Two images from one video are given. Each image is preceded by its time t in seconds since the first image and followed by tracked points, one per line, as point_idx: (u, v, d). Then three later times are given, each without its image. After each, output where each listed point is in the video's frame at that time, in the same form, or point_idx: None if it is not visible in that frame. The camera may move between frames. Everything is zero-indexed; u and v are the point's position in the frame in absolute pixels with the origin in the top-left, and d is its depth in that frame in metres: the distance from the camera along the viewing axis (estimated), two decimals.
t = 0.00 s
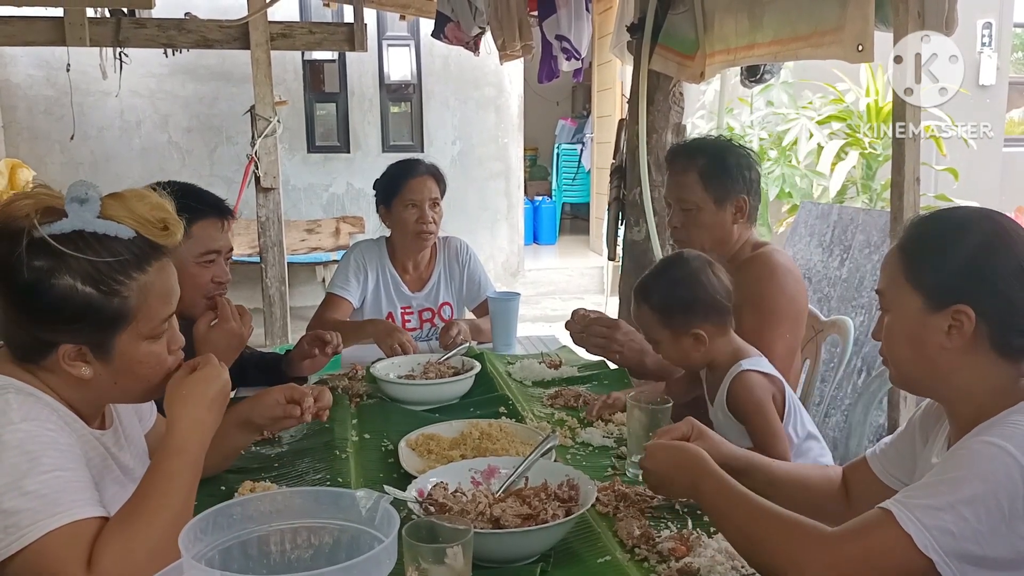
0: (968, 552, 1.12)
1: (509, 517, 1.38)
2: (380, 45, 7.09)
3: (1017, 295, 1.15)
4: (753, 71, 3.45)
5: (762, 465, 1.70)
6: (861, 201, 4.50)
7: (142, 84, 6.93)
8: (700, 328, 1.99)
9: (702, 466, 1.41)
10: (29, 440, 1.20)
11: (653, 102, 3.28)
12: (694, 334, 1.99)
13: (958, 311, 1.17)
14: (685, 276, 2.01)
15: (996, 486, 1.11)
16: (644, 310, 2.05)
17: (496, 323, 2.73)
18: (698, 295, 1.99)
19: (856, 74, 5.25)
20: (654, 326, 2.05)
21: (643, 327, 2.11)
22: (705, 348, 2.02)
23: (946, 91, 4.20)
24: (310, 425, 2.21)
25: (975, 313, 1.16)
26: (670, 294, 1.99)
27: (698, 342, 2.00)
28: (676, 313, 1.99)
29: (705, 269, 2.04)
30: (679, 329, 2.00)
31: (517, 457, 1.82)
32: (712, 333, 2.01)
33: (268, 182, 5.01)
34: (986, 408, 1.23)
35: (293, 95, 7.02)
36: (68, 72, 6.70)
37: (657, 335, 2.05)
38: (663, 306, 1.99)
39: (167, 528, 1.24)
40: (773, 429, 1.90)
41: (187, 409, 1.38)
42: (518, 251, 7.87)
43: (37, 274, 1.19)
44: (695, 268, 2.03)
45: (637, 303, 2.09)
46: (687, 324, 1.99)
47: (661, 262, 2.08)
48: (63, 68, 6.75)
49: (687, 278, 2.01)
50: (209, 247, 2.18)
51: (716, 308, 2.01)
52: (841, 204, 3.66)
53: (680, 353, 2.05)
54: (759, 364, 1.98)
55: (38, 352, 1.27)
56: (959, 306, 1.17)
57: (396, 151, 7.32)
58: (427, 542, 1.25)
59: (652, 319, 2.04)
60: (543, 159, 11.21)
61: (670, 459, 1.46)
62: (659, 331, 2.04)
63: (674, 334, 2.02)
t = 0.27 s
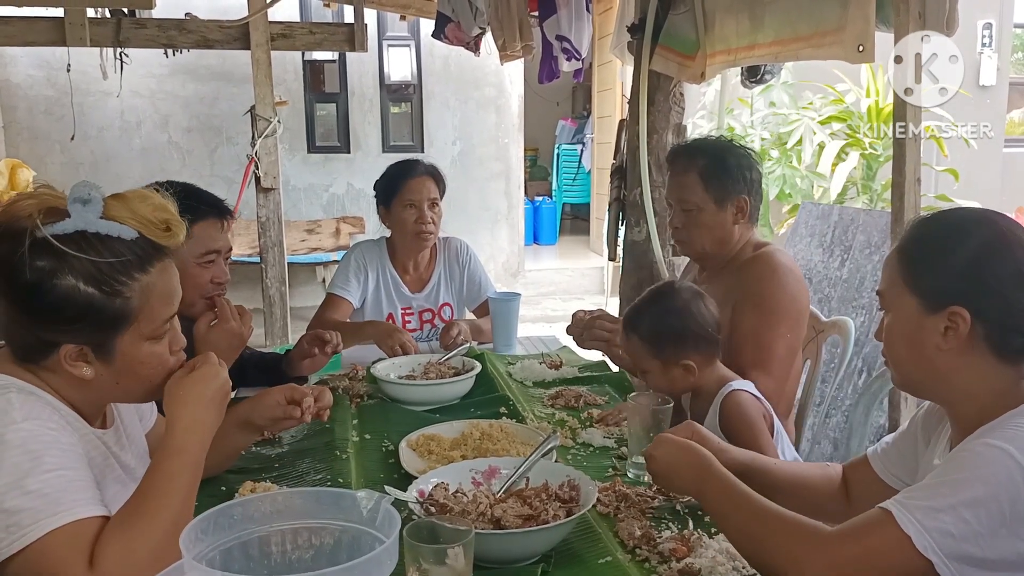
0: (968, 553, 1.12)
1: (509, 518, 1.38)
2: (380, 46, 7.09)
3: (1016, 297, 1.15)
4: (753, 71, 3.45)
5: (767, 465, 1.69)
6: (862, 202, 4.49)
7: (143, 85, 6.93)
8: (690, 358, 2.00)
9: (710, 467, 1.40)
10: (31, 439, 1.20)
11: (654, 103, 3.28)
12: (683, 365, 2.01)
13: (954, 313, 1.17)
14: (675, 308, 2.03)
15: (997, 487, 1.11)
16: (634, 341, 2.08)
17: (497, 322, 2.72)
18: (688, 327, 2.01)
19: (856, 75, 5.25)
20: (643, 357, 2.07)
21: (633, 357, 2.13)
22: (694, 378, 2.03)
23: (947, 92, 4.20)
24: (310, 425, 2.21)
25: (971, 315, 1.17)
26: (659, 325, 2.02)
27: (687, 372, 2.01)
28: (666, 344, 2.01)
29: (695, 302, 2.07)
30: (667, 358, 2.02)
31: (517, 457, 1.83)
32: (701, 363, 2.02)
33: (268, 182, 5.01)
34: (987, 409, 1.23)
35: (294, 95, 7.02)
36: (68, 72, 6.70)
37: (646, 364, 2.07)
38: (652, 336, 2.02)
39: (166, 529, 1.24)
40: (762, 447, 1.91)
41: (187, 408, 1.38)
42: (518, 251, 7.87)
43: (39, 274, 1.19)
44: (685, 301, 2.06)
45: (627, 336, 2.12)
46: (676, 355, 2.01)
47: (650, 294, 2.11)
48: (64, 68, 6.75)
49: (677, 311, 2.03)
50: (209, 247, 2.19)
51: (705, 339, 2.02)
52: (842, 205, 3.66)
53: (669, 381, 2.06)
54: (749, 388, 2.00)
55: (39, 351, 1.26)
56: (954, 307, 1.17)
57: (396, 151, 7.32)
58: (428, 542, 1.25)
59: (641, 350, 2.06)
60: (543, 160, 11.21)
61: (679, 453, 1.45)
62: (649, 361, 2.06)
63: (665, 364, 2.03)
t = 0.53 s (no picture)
0: (970, 553, 1.12)
1: (511, 517, 1.38)
2: (381, 45, 7.08)
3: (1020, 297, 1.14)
4: (754, 70, 3.45)
5: (769, 463, 1.69)
6: (862, 202, 4.49)
7: (143, 84, 6.93)
8: (671, 363, 2.03)
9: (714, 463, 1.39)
10: (34, 439, 1.20)
11: (655, 102, 3.28)
12: (664, 371, 2.03)
13: (958, 314, 1.17)
14: (647, 317, 2.06)
15: (1000, 488, 1.11)
16: (614, 357, 2.11)
17: (498, 322, 2.71)
18: (663, 334, 2.03)
19: (857, 74, 5.25)
20: (625, 371, 2.10)
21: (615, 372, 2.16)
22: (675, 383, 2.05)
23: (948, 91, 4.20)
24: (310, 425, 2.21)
25: (974, 315, 1.16)
26: (635, 336, 2.05)
27: (669, 377, 2.03)
28: (644, 353, 2.03)
29: (665, 309, 2.10)
30: (645, 369, 2.05)
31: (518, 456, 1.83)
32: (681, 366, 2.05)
33: (268, 182, 5.01)
34: (991, 409, 1.23)
35: (294, 94, 7.01)
36: (68, 72, 6.69)
37: (628, 377, 2.10)
38: (627, 347, 2.05)
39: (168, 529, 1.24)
40: (753, 434, 1.91)
41: (190, 407, 1.38)
42: (519, 251, 7.87)
43: (42, 272, 1.19)
44: (654, 309, 2.09)
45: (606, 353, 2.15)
46: (655, 362, 2.03)
47: (621, 308, 2.15)
48: (64, 68, 6.74)
49: (648, 319, 2.06)
50: (212, 245, 2.18)
51: (681, 343, 2.05)
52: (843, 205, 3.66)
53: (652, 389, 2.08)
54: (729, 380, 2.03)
55: (41, 350, 1.26)
56: (957, 308, 1.17)
57: (397, 151, 7.31)
58: (429, 541, 1.25)
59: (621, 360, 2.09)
60: (543, 159, 11.21)
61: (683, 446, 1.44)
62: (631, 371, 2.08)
63: (646, 371, 2.05)
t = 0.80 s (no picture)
0: (970, 551, 1.12)
1: (511, 516, 1.38)
2: (381, 45, 7.08)
3: (1019, 297, 1.14)
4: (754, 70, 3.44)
5: (768, 463, 1.68)
6: (862, 201, 4.49)
7: (143, 83, 6.93)
8: (669, 363, 2.04)
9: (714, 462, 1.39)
10: (34, 439, 1.20)
11: (655, 102, 3.29)
12: (662, 369, 2.04)
13: (957, 314, 1.17)
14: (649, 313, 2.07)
15: (999, 487, 1.11)
16: (615, 347, 2.12)
17: (498, 322, 2.71)
18: (665, 332, 2.03)
19: (857, 74, 5.24)
20: (623, 364, 2.12)
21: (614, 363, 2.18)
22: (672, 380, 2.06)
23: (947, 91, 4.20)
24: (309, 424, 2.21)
25: (974, 316, 1.16)
26: (636, 331, 2.06)
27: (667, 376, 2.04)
28: (644, 349, 2.05)
29: (671, 306, 2.09)
30: (644, 364, 2.06)
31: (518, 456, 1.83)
32: (681, 367, 2.05)
33: (269, 181, 5.01)
34: (989, 408, 1.23)
35: (294, 94, 7.01)
36: (68, 71, 6.69)
37: (626, 369, 2.12)
38: (628, 342, 2.06)
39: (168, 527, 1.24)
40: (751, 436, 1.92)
41: (190, 406, 1.38)
42: (519, 251, 7.87)
43: (44, 272, 1.19)
44: (660, 305, 2.09)
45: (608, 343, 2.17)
46: (653, 360, 2.05)
47: (626, 300, 2.15)
48: (64, 67, 6.74)
49: (653, 315, 2.06)
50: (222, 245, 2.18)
51: (683, 342, 2.04)
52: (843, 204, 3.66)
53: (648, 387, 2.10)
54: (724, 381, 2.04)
55: (41, 350, 1.27)
56: (957, 309, 1.17)
57: (397, 151, 7.31)
58: (429, 541, 1.25)
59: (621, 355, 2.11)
60: (544, 159, 11.21)
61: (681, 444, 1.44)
62: (628, 367, 2.10)
63: (643, 369, 2.07)
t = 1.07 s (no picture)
0: (975, 551, 1.12)
1: (513, 516, 1.38)
2: (382, 44, 7.08)
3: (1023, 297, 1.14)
4: (756, 69, 3.44)
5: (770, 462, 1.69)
6: (864, 201, 4.48)
7: (144, 82, 6.93)
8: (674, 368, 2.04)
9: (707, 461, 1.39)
10: (35, 440, 1.20)
11: (656, 101, 3.29)
12: (666, 373, 2.05)
13: (962, 315, 1.17)
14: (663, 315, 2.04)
15: (1004, 487, 1.11)
16: (622, 344, 2.12)
17: (500, 322, 2.69)
18: (678, 337, 2.02)
19: (858, 74, 5.23)
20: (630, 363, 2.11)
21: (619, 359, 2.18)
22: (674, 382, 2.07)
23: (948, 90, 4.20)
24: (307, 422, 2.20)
25: (980, 317, 1.16)
26: (647, 331, 2.04)
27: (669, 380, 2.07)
28: (652, 350, 2.04)
29: (687, 308, 2.06)
30: (650, 365, 2.06)
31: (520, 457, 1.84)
32: (685, 373, 2.06)
33: (270, 180, 5.01)
34: (992, 409, 1.23)
35: (295, 93, 7.01)
36: (69, 70, 6.69)
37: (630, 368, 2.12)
38: (639, 341, 2.04)
39: (168, 527, 1.23)
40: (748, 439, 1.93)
41: (188, 407, 1.37)
42: (520, 251, 7.87)
43: (45, 273, 1.19)
44: (676, 307, 2.06)
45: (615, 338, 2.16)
46: (658, 363, 2.05)
47: (644, 296, 2.11)
48: (65, 66, 6.74)
49: (668, 318, 2.03)
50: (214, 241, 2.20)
51: (693, 347, 2.03)
52: (844, 204, 3.66)
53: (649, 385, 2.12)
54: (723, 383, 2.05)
55: (41, 350, 1.26)
56: (963, 310, 1.17)
57: (398, 150, 7.31)
58: (432, 542, 1.24)
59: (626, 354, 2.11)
60: (545, 158, 11.21)
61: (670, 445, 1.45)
62: (631, 366, 2.10)
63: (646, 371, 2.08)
